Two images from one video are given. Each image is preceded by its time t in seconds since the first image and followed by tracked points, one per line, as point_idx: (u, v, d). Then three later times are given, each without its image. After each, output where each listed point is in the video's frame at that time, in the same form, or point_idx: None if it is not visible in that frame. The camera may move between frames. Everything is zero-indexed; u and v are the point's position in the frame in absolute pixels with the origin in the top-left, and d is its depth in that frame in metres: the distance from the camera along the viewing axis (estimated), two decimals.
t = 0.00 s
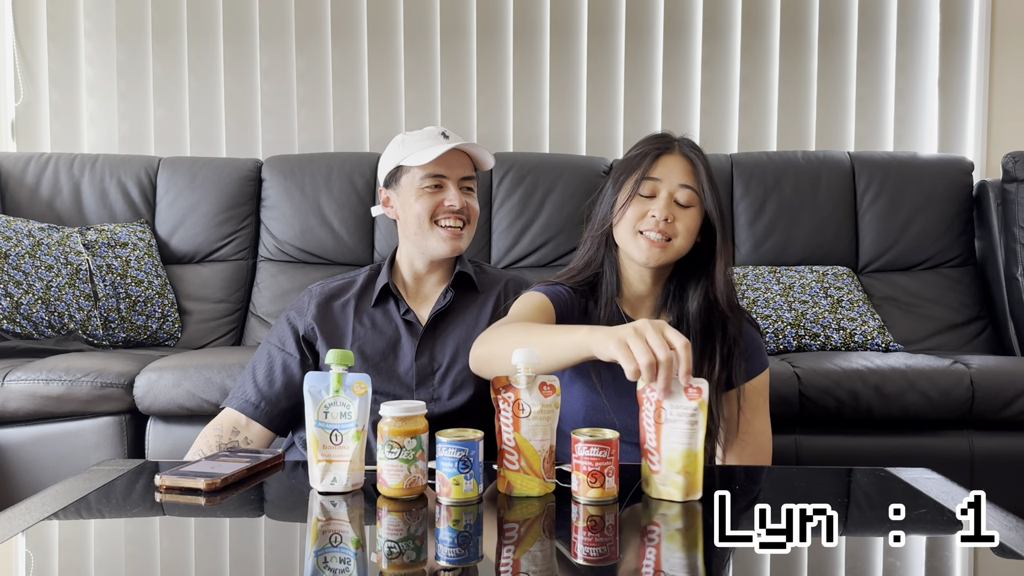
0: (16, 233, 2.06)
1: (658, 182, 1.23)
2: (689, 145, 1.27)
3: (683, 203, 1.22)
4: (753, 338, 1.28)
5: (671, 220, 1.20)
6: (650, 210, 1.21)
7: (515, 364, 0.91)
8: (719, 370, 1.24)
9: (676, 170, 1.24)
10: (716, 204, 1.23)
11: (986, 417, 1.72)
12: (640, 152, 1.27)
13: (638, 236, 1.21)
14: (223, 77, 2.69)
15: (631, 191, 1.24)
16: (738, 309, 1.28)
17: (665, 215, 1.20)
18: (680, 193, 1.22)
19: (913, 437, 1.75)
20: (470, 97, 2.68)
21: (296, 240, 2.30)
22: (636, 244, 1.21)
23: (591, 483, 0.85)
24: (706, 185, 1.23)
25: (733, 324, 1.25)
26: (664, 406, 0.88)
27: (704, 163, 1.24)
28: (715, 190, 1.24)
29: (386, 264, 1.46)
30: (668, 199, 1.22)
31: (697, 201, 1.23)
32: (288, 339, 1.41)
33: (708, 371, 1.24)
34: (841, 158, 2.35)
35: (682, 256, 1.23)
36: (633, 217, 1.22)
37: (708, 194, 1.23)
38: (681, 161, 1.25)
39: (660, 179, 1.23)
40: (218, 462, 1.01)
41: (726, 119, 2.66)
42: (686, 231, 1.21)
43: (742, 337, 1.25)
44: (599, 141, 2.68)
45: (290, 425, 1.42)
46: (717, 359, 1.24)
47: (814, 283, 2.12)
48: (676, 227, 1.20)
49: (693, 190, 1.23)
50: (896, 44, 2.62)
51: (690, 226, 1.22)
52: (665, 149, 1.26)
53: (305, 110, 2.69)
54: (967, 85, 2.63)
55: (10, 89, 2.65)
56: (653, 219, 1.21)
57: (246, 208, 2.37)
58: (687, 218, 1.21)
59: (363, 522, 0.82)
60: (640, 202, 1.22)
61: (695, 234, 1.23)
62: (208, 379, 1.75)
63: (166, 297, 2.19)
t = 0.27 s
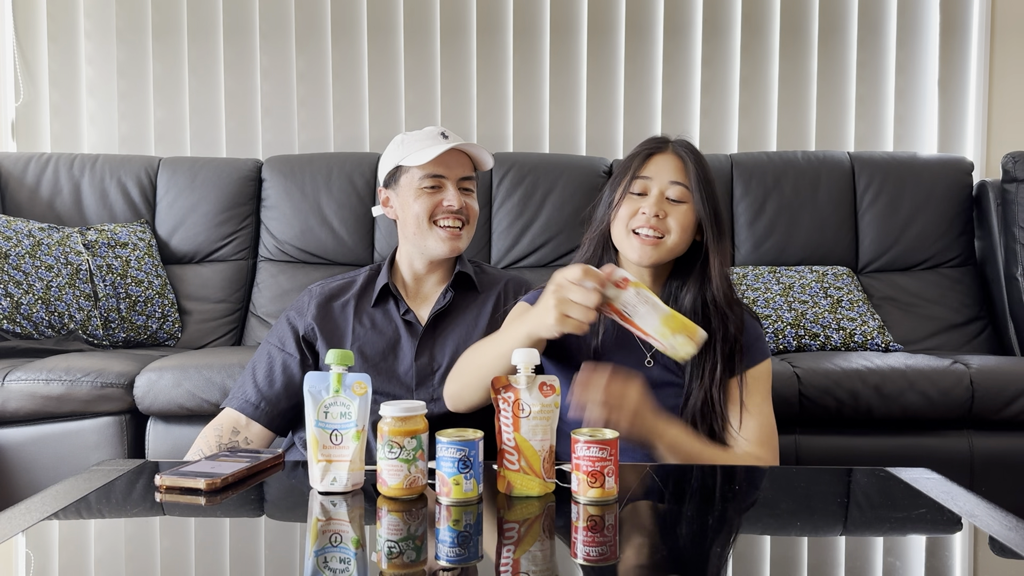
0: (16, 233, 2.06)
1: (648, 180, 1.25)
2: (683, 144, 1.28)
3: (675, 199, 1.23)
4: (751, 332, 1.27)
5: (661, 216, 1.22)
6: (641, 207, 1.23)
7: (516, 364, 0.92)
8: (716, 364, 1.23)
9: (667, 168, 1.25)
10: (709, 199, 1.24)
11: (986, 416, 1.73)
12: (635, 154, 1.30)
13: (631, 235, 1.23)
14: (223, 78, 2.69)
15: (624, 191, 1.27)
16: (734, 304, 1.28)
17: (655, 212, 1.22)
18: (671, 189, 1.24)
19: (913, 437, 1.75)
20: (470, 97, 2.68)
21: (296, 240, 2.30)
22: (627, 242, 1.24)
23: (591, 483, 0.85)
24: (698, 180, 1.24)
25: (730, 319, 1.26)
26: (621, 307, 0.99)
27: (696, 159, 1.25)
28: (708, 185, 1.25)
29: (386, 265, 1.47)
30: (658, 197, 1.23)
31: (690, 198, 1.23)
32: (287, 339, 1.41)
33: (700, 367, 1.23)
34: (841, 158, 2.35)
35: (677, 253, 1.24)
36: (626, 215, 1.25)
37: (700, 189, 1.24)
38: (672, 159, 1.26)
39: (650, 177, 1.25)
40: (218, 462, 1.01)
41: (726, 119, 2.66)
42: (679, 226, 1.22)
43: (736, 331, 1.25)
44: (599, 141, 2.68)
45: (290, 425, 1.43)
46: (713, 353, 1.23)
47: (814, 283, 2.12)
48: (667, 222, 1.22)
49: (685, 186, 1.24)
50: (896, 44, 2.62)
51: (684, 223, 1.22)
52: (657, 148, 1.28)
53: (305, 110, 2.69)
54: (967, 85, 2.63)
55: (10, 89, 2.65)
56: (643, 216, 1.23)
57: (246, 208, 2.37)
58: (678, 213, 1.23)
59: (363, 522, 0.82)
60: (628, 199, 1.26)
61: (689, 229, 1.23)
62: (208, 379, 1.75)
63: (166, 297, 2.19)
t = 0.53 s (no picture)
0: (16, 233, 2.06)
1: (648, 177, 1.26)
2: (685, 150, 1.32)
3: (671, 198, 1.24)
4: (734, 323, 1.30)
5: (654, 213, 1.22)
6: (637, 202, 1.24)
7: (516, 364, 0.92)
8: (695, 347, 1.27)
9: (668, 167, 1.27)
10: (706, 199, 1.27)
11: (987, 416, 1.73)
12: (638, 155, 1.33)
13: (622, 227, 1.25)
14: (223, 78, 2.69)
15: (625, 186, 1.29)
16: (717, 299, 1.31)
17: (649, 207, 1.23)
18: (668, 187, 1.24)
19: (913, 437, 1.75)
20: (470, 97, 2.68)
21: (296, 240, 2.30)
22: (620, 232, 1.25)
23: (591, 483, 0.85)
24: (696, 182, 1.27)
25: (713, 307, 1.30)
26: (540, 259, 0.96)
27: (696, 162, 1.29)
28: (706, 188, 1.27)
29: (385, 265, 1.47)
30: (655, 193, 1.24)
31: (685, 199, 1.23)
32: (287, 339, 1.42)
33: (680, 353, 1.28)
34: (841, 158, 2.35)
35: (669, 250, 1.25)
36: (622, 208, 1.26)
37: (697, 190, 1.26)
38: (675, 159, 1.29)
39: (650, 173, 1.27)
40: (218, 462, 1.01)
41: (726, 119, 2.66)
42: (673, 223, 1.23)
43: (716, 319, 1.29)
44: (599, 141, 2.68)
45: (290, 425, 1.43)
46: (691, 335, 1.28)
47: (814, 283, 2.12)
48: (662, 218, 1.23)
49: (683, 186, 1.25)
50: (896, 44, 2.62)
51: (676, 222, 1.23)
52: (659, 149, 1.31)
53: (305, 110, 2.69)
54: (967, 85, 2.63)
55: (11, 89, 2.65)
56: (637, 210, 1.23)
57: (246, 208, 2.37)
58: (673, 211, 1.23)
59: (363, 522, 0.82)
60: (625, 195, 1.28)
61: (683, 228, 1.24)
62: (208, 379, 1.75)
63: (166, 297, 2.19)
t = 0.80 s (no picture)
0: (16, 233, 2.06)
1: (600, 171, 1.34)
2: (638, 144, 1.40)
3: (624, 175, 1.30)
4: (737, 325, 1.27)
5: (610, 190, 1.29)
6: (595, 191, 1.31)
7: (516, 364, 0.92)
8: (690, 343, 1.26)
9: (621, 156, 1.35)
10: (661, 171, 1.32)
11: (987, 416, 1.73)
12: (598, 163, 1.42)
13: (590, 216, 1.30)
14: (223, 77, 2.69)
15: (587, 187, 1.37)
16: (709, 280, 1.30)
17: (604, 187, 1.30)
18: (618, 171, 1.31)
19: (913, 437, 1.75)
20: (470, 96, 2.68)
21: (296, 240, 2.30)
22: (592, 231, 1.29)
23: (591, 483, 0.85)
24: (646, 159, 1.33)
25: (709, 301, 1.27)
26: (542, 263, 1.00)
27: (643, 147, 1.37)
28: (656, 163, 1.33)
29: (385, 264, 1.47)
30: (608, 179, 1.31)
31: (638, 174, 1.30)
32: (287, 339, 1.41)
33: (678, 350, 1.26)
34: (841, 158, 2.35)
35: (638, 223, 1.27)
36: (587, 203, 1.33)
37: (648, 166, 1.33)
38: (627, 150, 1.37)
39: (603, 167, 1.35)
40: (218, 462, 1.01)
41: (726, 118, 2.66)
42: (630, 194, 1.27)
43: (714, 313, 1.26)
44: (599, 141, 2.68)
45: (290, 425, 1.43)
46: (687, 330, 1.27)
47: (814, 283, 2.12)
48: (621, 195, 1.28)
49: (633, 165, 1.32)
50: (896, 44, 2.62)
51: (634, 191, 1.28)
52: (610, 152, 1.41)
53: (305, 110, 2.69)
54: (967, 85, 2.63)
55: (11, 89, 2.65)
56: (596, 196, 1.30)
57: (245, 208, 2.37)
58: (626, 185, 1.29)
59: (363, 522, 0.82)
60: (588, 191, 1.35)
61: (646, 199, 1.28)
62: (208, 379, 1.75)
63: (166, 297, 2.19)
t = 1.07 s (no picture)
0: (16, 233, 2.06)
1: (618, 171, 1.32)
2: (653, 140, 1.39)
3: (644, 182, 1.30)
4: (732, 313, 1.32)
5: (632, 199, 1.28)
6: (614, 195, 1.30)
7: (516, 364, 0.92)
8: (689, 334, 1.30)
9: (636, 157, 1.34)
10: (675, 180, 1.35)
11: (987, 416, 1.73)
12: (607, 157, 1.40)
13: (609, 221, 1.30)
14: (223, 77, 2.69)
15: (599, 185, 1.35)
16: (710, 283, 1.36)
17: (626, 195, 1.29)
18: (638, 174, 1.31)
19: (913, 437, 1.75)
20: (470, 96, 2.68)
21: (296, 240, 2.30)
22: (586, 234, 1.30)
23: (591, 483, 0.85)
24: (662, 162, 1.34)
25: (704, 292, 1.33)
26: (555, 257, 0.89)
27: (660, 148, 1.36)
28: (672, 168, 1.34)
29: (384, 263, 1.47)
30: (628, 183, 1.30)
31: (657, 181, 1.30)
32: (287, 338, 1.41)
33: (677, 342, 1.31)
34: (841, 158, 2.35)
35: (657, 233, 1.29)
36: (602, 205, 1.32)
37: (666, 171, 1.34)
38: (641, 150, 1.36)
39: (620, 167, 1.33)
40: (218, 462, 1.01)
41: (726, 118, 2.66)
42: (652, 202, 1.28)
43: (709, 303, 1.32)
44: (599, 140, 2.68)
45: (290, 425, 1.43)
46: (687, 323, 1.31)
47: (814, 283, 2.12)
48: (643, 202, 1.28)
49: (652, 169, 1.31)
50: (896, 44, 2.62)
51: (655, 202, 1.28)
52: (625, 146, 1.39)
53: (305, 110, 2.69)
54: (967, 85, 2.63)
55: (11, 89, 2.65)
56: (616, 202, 1.29)
57: (246, 208, 2.37)
58: (648, 192, 1.29)
59: (363, 522, 0.82)
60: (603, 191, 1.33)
61: (664, 209, 1.29)
62: (208, 379, 1.75)
63: (166, 297, 2.19)
